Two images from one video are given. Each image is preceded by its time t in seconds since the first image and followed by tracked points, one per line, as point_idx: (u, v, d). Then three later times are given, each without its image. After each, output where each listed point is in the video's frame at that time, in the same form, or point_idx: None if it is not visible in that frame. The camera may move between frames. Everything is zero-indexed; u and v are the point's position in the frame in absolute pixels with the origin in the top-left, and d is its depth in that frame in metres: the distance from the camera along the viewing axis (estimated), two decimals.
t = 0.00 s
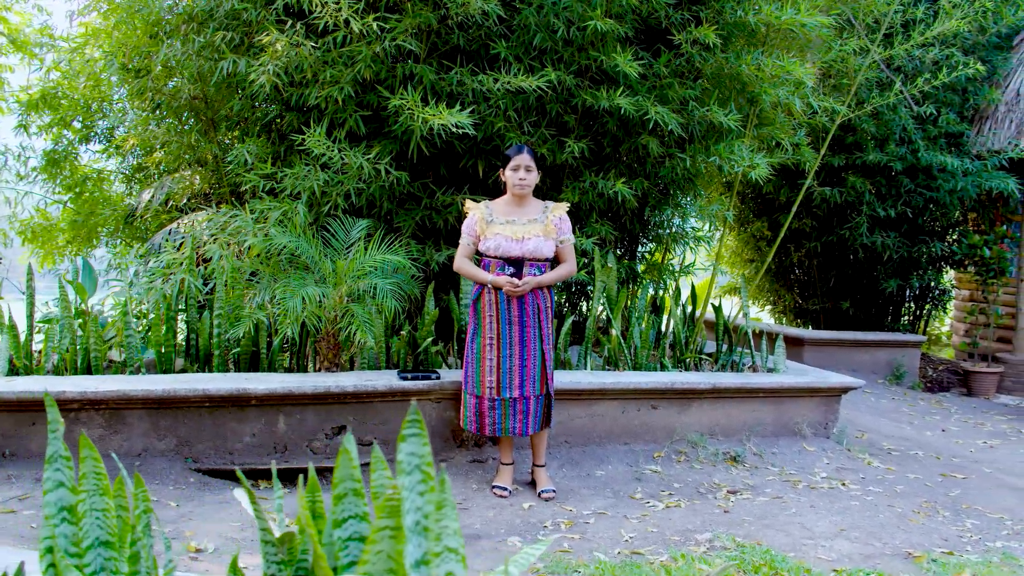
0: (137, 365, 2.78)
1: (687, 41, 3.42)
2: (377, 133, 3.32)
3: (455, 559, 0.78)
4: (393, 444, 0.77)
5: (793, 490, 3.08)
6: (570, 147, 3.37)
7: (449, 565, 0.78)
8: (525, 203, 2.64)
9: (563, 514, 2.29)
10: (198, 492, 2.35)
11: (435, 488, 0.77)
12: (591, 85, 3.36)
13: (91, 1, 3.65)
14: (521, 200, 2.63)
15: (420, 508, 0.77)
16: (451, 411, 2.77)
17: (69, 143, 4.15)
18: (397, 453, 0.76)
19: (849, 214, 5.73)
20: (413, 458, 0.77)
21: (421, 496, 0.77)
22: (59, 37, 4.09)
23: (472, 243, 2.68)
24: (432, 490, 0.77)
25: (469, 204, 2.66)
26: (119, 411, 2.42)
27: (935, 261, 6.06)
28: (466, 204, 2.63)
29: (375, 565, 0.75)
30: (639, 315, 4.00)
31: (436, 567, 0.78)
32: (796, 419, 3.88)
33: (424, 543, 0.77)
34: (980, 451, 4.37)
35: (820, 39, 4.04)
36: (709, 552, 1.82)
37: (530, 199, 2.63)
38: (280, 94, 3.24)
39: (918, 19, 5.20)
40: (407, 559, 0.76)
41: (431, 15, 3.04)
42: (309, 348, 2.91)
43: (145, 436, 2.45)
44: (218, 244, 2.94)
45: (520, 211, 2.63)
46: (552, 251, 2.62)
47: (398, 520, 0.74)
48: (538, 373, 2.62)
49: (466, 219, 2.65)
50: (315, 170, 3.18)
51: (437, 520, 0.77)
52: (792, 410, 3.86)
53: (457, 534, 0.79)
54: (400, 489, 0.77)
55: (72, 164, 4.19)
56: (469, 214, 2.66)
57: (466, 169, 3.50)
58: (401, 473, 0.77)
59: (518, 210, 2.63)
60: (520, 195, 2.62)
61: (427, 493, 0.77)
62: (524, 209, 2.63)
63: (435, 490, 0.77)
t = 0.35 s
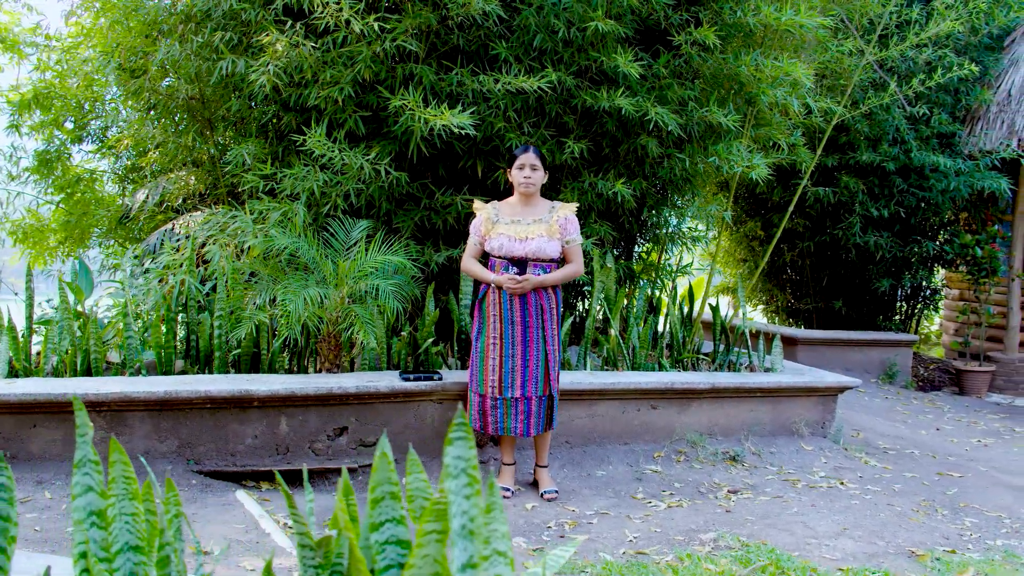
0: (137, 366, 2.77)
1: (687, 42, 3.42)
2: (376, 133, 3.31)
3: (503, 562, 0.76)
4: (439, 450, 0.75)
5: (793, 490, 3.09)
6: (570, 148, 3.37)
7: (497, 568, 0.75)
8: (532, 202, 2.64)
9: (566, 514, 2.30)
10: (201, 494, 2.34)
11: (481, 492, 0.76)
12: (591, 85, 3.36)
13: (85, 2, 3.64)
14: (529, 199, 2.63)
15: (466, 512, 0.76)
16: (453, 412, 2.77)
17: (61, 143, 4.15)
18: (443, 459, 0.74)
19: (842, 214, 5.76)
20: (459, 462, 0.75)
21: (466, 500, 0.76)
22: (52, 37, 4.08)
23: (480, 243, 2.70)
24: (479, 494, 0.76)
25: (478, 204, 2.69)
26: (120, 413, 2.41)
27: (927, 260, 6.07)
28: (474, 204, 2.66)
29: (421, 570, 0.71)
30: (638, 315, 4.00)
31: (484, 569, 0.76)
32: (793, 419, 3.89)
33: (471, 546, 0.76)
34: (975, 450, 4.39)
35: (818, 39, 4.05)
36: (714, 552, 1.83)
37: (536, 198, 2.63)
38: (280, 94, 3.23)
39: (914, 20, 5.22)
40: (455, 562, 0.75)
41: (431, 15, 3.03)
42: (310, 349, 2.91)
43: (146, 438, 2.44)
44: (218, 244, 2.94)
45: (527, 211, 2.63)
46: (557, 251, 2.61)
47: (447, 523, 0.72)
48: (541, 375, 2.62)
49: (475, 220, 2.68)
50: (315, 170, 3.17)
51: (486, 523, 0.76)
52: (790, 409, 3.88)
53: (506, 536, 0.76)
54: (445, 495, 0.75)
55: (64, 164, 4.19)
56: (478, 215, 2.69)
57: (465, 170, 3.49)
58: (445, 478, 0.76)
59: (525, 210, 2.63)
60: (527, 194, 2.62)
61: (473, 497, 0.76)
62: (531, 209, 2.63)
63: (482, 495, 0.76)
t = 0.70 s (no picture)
0: (135, 367, 2.76)
1: (685, 43, 3.44)
2: (373, 134, 3.31)
3: (541, 562, 0.78)
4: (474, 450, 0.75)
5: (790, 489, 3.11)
6: (568, 148, 3.38)
7: (535, 568, 0.78)
8: (544, 204, 2.64)
9: (567, 514, 2.30)
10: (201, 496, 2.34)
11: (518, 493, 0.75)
12: (589, 86, 3.37)
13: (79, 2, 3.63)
14: (541, 201, 2.64)
15: (502, 513, 0.75)
16: (452, 412, 2.78)
17: (53, 143, 4.13)
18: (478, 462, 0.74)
19: (834, 214, 5.79)
20: (495, 462, 0.75)
21: (503, 502, 0.75)
22: (44, 37, 4.05)
23: (491, 245, 2.71)
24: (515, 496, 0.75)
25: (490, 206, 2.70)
26: (120, 415, 2.40)
27: (918, 260, 6.11)
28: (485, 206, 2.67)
29: (458, 570, 0.75)
30: (635, 315, 4.01)
31: (523, 569, 0.77)
32: (789, 418, 3.91)
33: (507, 547, 0.75)
34: (968, 448, 4.43)
35: (814, 40, 4.08)
36: (715, 551, 1.84)
37: (548, 200, 2.63)
38: (278, 95, 3.23)
39: (908, 21, 5.25)
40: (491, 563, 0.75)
41: (430, 16, 3.03)
42: (309, 350, 2.91)
43: (146, 439, 2.44)
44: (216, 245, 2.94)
45: (539, 213, 2.64)
46: (569, 254, 2.63)
47: (483, 524, 0.76)
48: (557, 376, 2.64)
49: (487, 223, 2.70)
50: (312, 171, 3.16)
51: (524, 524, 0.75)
52: (786, 409, 3.90)
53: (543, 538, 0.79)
54: (481, 497, 0.75)
55: (56, 165, 4.17)
56: (489, 218, 2.70)
57: (462, 170, 3.48)
58: (482, 479, 0.75)
59: (536, 212, 2.64)
60: (540, 197, 2.62)
61: (509, 498, 0.75)
62: (542, 211, 2.64)
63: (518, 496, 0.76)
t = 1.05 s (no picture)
0: (133, 368, 2.76)
1: (682, 44, 3.45)
2: (371, 134, 3.31)
3: (581, 562, 0.76)
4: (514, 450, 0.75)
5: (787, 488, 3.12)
6: (565, 148, 3.38)
7: (576, 568, 0.76)
8: (551, 202, 2.66)
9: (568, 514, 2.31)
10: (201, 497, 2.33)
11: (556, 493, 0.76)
12: (586, 86, 3.38)
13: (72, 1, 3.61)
14: (548, 200, 2.65)
15: (541, 513, 0.75)
16: (451, 412, 2.78)
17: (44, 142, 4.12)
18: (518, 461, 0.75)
19: (826, 214, 5.82)
20: (533, 464, 0.75)
21: (542, 502, 0.76)
22: (35, 35, 4.03)
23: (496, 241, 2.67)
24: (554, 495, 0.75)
25: (495, 202, 2.65)
26: (120, 416, 2.41)
27: (909, 259, 6.13)
28: (493, 202, 2.63)
29: (497, 570, 0.75)
30: (631, 315, 4.03)
31: (562, 569, 0.76)
32: (784, 418, 3.93)
33: (546, 546, 0.75)
34: (960, 447, 4.46)
35: (807, 42, 4.10)
36: (717, 549, 1.86)
37: (555, 199, 2.65)
38: (275, 95, 3.22)
39: (901, 22, 5.27)
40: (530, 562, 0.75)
41: (428, 16, 3.03)
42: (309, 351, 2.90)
43: (146, 440, 2.43)
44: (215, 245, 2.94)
45: (547, 211, 2.65)
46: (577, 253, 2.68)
47: (524, 524, 0.76)
48: (563, 374, 2.68)
49: (493, 218, 2.64)
50: (310, 171, 3.15)
51: (564, 523, 0.76)
52: (781, 408, 3.92)
53: (584, 537, 0.76)
54: (521, 495, 0.76)
55: (47, 165, 4.16)
56: (496, 213, 2.65)
57: (459, 170, 3.47)
58: (521, 480, 0.76)
59: (545, 211, 2.64)
60: (548, 195, 2.63)
61: (547, 498, 0.75)
62: (550, 210, 2.65)
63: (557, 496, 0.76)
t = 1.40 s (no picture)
0: (131, 371, 2.75)
1: (680, 45, 3.46)
2: (368, 135, 3.31)
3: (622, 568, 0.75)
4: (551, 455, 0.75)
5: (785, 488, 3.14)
6: (563, 150, 3.39)
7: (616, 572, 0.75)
8: (555, 206, 2.69)
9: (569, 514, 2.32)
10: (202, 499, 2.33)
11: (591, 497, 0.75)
12: (583, 88, 3.38)
13: (65, 2, 3.60)
14: (552, 204, 2.67)
15: (576, 517, 0.74)
16: (452, 414, 2.79)
17: (35, 143, 4.09)
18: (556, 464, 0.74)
19: (818, 214, 5.85)
20: (569, 468, 0.75)
21: (578, 507, 0.74)
22: (27, 35, 4.01)
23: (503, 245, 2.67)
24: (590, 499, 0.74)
25: (501, 207, 2.66)
26: (120, 418, 2.40)
27: (900, 259, 6.16)
28: (499, 207, 2.63)
29: (535, 574, 0.76)
30: (628, 315, 4.03)
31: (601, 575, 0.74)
32: (780, 418, 3.95)
33: (583, 552, 0.74)
34: (954, 446, 4.49)
35: (802, 44, 4.11)
36: (720, 550, 1.87)
37: (560, 203, 2.68)
38: (273, 96, 3.21)
39: (895, 23, 5.29)
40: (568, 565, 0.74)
41: (426, 17, 3.02)
42: (308, 353, 2.90)
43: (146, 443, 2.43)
44: (213, 246, 2.94)
45: (552, 215, 2.67)
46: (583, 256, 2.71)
47: (559, 529, 0.76)
48: (570, 376, 2.71)
49: (499, 222, 2.64)
50: (307, 172, 3.14)
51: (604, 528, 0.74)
52: (777, 408, 3.93)
53: (623, 542, 0.75)
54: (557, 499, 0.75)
55: (38, 166, 4.14)
56: (501, 218, 2.65)
57: (456, 171, 3.47)
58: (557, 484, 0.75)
59: (550, 214, 2.66)
60: (553, 198, 2.65)
61: (583, 502, 0.74)
62: (556, 214, 2.67)
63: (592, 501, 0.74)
